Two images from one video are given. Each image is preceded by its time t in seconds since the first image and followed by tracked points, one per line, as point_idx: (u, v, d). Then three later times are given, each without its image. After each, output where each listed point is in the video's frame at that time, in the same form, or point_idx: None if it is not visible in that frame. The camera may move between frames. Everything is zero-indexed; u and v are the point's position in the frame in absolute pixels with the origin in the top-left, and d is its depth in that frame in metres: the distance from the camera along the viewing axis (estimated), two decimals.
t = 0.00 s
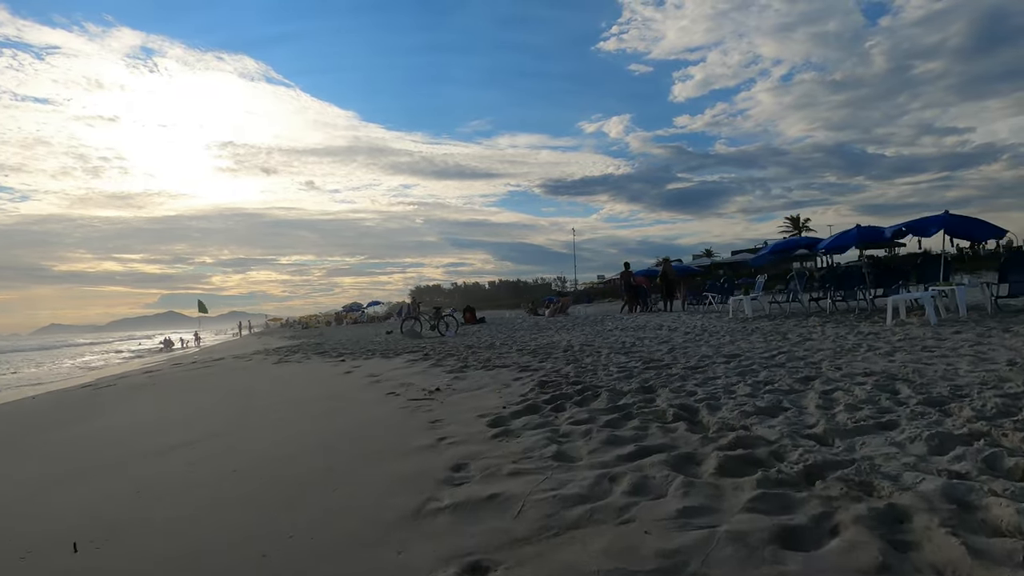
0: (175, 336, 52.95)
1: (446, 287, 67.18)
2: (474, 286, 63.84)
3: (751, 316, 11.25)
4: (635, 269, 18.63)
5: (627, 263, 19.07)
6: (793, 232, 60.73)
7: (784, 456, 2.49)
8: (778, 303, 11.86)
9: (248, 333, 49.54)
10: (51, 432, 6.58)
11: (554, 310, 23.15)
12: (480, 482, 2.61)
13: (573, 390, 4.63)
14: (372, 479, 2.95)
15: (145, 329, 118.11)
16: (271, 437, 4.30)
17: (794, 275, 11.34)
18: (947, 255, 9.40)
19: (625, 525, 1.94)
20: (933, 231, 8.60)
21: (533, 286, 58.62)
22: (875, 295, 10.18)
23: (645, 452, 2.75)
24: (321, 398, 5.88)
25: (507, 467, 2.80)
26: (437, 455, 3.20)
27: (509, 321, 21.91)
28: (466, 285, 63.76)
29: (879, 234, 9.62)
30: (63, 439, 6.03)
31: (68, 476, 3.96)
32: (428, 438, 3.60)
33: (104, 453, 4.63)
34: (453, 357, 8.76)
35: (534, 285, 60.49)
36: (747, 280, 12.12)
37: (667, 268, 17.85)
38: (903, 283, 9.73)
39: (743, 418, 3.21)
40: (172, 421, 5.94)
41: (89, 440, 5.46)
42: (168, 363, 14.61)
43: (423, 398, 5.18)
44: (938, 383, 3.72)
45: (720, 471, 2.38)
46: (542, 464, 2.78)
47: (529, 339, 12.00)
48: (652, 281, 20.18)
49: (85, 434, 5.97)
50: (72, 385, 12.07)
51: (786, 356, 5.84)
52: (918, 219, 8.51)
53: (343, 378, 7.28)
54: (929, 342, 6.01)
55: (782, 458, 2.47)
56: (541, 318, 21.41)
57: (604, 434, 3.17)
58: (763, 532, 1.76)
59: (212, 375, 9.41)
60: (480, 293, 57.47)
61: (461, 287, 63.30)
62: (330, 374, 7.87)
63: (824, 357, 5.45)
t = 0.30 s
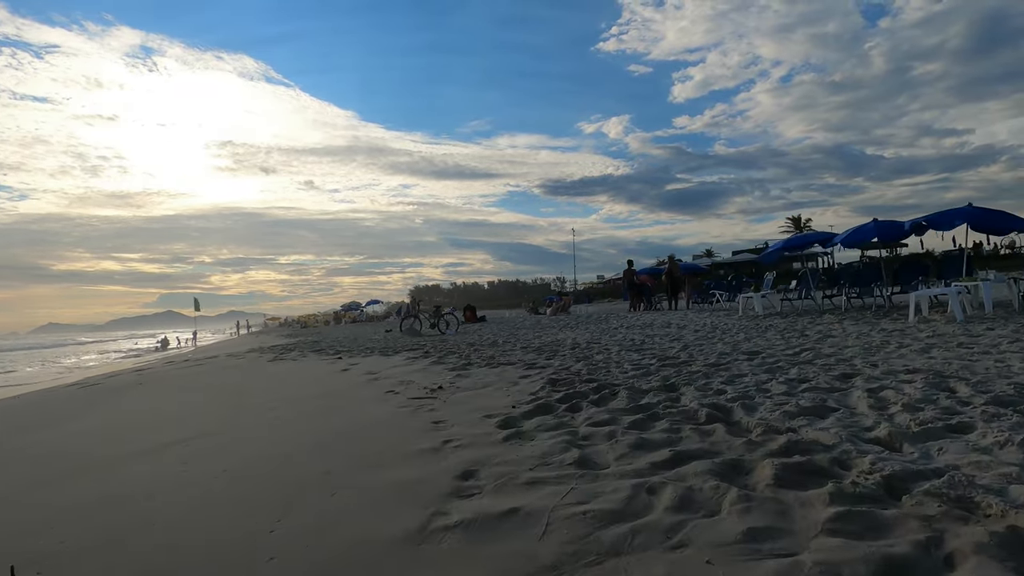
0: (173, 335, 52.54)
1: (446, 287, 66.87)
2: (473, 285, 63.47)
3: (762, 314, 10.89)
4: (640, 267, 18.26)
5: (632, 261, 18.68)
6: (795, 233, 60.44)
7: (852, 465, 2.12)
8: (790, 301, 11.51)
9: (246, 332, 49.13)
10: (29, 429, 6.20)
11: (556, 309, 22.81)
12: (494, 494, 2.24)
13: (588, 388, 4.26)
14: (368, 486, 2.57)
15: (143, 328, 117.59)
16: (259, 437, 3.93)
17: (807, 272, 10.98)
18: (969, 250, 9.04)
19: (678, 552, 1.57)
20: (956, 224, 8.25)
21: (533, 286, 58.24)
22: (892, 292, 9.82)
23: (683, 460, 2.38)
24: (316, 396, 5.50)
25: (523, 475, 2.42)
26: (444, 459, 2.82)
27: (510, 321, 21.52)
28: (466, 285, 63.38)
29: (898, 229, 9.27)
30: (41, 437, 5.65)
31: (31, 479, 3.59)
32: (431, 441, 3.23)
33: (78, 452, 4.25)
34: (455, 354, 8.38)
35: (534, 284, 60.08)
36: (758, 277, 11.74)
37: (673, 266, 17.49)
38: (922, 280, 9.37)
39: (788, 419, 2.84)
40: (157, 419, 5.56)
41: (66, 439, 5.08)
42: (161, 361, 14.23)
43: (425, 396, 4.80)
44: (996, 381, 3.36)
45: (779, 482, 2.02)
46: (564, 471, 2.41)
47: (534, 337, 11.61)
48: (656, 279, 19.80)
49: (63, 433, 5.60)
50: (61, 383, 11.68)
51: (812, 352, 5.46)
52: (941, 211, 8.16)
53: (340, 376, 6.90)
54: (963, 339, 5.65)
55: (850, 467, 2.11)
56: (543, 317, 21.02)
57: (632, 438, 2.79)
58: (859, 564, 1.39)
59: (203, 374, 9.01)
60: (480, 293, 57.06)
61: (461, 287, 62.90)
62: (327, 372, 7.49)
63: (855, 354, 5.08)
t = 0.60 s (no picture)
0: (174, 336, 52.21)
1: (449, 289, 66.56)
2: (476, 286, 63.12)
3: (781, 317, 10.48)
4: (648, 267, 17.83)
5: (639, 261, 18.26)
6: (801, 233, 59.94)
7: (971, 514, 1.73)
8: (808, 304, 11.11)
9: (248, 333, 48.78)
10: (11, 444, 5.82)
11: (562, 311, 22.44)
12: (530, 545, 1.85)
13: (616, 403, 3.87)
14: (372, 528, 2.18)
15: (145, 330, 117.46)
16: (250, 459, 3.53)
17: (827, 273, 10.58)
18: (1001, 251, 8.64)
19: None
20: (990, 223, 7.86)
21: (536, 288, 57.87)
22: (918, 295, 9.42)
23: (754, 501, 2.00)
24: (314, 409, 5.10)
25: (560, 518, 2.03)
26: (462, 493, 2.44)
27: (515, 323, 21.14)
28: (468, 286, 63.03)
29: (925, 228, 8.88)
30: (19, 453, 5.27)
31: None
32: (444, 468, 2.83)
33: (50, 478, 3.85)
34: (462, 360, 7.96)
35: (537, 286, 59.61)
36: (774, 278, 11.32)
37: (683, 267, 17.10)
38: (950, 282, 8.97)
39: (862, 447, 2.45)
40: (143, 435, 5.17)
41: (44, 457, 4.70)
42: (157, 365, 13.85)
43: (433, 409, 4.40)
44: None
45: (888, 537, 1.63)
46: (611, 514, 2.02)
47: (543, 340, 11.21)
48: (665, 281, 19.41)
49: (42, 449, 5.23)
50: (56, 388, 11.34)
51: (851, 361, 5.06)
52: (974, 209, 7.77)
53: (340, 386, 6.51)
54: (1013, 346, 5.24)
55: (970, 517, 1.72)
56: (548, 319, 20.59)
57: (680, 468, 2.40)
58: None
59: (201, 379, 8.66)
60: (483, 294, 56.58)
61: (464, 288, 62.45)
62: (327, 380, 7.09)
63: (901, 363, 4.69)
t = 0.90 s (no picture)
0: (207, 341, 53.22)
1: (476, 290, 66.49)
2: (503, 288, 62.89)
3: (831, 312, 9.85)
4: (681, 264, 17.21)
5: (671, 258, 17.64)
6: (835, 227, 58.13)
7: None
8: (861, 298, 10.44)
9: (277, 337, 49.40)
10: (35, 454, 5.66)
11: (593, 309, 21.88)
12: None
13: (678, 408, 3.46)
14: (414, 563, 1.82)
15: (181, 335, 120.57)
16: (278, 469, 3.22)
17: (882, 265, 9.91)
18: None
19: None
20: None
21: (563, 288, 57.36)
22: (985, 286, 8.71)
23: (894, 536, 1.58)
24: (342, 415, 4.79)
25: (647, 558, 1.65)
26: (519, 520, 2.06)
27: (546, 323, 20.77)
28: (495, 288, 62.86)
29: (994, 214, 8.20)
30: (41, 463, 5.07)
31: None
32: (493, 487, 2.46)
33: (64, 493, 3.60)
34: (496, 362, 7.61)
35: (563, 286, 59.08)
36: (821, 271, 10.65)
37: (720, 263, 16.43)
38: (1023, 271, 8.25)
39: (1007, 464, 2.00)
40: (166, 443, 4.92)
41: (64, 468, 4.48)
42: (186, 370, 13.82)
43: (471, 416, 4.04)
44: None
45: None
46: (711, 553, 1.63)
47: (576, 340, 10.77)
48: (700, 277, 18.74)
49: (65, 459, 5.03)
50: (93, 393, 11.44)
51: (935, 358, 4.53)
52: None
53: (368, 390, 6.20)
54: None
55: None
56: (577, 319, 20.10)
57: (782, 490, 1.98)
58: None
59: (230, 384, 8.51)
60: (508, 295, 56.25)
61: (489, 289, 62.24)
62: (355, 383, 6.81)
63: (997, 360, 4.15)
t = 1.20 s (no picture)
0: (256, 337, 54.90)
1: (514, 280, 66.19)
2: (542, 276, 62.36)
3: (910, 295, 9.02)
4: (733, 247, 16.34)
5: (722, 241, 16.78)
6: (892, 202, 54.96)
7: None
8: (941, 279, 9.54)
9: (323, 331, 50.46)
10: (87, 459, 5.61)
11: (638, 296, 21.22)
12: None
13: (773, 413, 2.99)
14: None
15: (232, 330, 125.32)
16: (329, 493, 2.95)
17: (966, 242, 9.01)
18: None
19: None
20: None
21: (604, 275, 56.39)
22: None
23: None
24: (390, 420, 4.49)
25: None
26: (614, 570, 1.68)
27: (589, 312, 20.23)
28: (534, 277, 62.41)
29: None
30: (92, 469, 4.98)
31: (34, 566, 2.74)
32: (571, 521, 2.08)
33: (105, 511, 3.41)
34: (546, 356, 7.23)
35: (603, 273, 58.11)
36: (895, 250, 9.77)
37: (774, 244, 15.54)
38: None
39: None
40: (212, 448, 4.74)
41: (111, 476, 4.34)
42: (236, 367, 13.98)
43: (529, 422, 3.67)
44: None
45: None
46: None
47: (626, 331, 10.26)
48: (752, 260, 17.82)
49: (114, 464, 4.92)
50: (147, 391, 11.66)
51: None
52: None
53: (415, 389, 5.91)
54: None
55: None
56: (623, 307, 19.46)
57: (959, 539, 1.53)
58: None
59: (277, 382, 8.44)
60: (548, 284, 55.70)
61: (528, 278, 61.78)
62: (402, 382, 6.53)
63: None
